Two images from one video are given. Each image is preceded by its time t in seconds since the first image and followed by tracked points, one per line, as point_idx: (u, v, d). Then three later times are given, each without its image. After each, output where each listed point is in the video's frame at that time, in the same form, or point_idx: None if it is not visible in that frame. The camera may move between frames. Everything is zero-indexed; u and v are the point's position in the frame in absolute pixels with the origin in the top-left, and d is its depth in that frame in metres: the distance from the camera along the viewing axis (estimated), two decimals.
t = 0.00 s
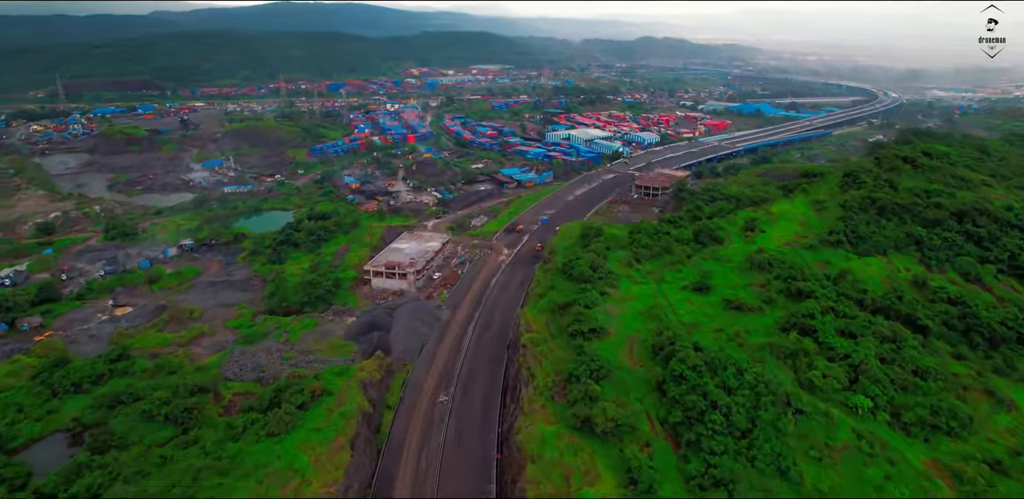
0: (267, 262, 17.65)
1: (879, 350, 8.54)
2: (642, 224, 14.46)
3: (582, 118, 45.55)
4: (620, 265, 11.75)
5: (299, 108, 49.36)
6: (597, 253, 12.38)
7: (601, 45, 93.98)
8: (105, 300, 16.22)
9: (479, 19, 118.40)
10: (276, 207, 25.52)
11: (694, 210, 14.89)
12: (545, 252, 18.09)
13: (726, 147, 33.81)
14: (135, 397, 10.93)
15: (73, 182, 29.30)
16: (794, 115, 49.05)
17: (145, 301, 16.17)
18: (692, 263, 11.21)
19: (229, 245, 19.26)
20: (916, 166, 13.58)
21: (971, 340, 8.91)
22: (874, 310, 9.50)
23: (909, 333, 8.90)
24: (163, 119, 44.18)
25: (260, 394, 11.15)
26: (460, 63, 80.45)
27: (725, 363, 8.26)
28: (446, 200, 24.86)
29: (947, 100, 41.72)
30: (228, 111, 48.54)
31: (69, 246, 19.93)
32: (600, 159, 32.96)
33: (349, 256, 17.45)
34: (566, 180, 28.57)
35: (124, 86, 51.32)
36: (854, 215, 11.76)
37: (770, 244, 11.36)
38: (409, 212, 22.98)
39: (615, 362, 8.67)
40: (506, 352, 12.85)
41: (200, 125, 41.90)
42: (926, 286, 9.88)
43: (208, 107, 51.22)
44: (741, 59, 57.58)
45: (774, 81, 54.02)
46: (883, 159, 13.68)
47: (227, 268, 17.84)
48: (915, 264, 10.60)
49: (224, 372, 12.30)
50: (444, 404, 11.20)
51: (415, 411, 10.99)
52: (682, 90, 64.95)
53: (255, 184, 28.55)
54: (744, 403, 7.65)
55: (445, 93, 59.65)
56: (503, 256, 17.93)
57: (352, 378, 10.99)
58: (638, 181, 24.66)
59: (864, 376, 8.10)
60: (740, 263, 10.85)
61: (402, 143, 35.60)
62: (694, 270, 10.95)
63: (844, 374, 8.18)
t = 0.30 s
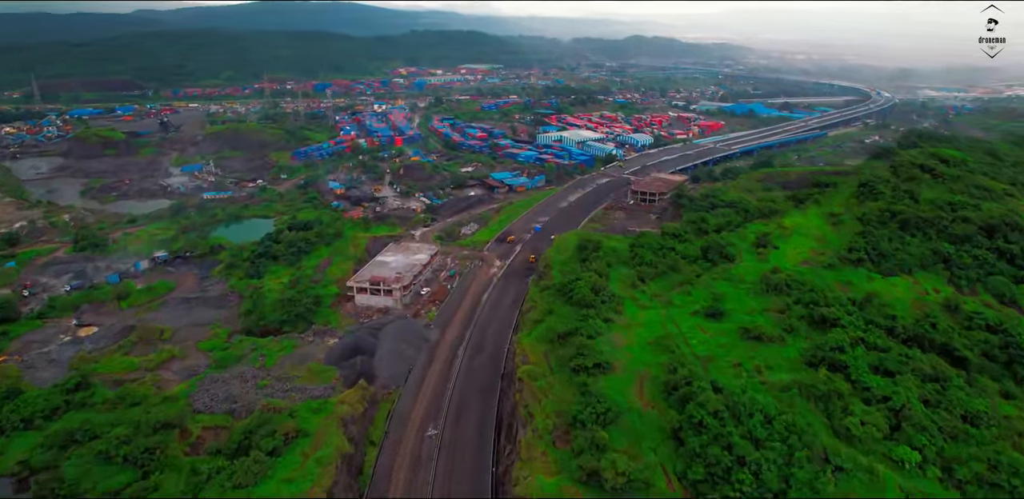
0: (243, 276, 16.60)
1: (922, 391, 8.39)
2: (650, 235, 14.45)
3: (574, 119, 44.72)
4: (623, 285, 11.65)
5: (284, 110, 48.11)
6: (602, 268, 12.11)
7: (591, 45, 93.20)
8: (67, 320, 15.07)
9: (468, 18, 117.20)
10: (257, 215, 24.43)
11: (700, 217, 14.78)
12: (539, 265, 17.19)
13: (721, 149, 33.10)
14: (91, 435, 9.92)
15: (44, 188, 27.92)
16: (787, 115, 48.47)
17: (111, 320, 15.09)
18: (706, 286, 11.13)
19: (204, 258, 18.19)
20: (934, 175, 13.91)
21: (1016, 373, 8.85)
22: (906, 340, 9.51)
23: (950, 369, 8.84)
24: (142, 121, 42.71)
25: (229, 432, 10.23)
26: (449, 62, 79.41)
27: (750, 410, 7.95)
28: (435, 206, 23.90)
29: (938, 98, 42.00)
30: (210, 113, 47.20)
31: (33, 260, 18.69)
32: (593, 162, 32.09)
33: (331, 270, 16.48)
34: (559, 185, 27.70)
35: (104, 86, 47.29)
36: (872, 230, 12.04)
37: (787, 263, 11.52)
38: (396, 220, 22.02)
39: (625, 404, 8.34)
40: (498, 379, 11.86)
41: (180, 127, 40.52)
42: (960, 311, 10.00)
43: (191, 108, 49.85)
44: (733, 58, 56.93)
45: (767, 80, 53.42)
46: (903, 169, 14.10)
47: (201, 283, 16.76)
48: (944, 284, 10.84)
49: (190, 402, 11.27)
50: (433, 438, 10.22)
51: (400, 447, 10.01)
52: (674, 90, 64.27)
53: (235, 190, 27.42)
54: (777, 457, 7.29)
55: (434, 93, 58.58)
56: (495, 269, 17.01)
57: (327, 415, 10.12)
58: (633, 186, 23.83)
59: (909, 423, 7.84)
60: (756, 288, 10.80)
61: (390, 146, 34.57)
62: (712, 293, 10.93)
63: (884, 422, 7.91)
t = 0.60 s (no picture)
0: (218, 292, 15.53)
1: (980, 444, 8.21)
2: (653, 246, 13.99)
3: (564, 119, 43.89)
4: (626, 308, 11.20)
5: (266, 111, 46.89)
6: (607, 291, 11.62)
7: (579, 44, 92.47)
8: (23, 345, 13.92)
9: (454, 16, 115.99)
10: (237, 224, 23.34)
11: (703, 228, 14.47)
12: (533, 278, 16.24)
13: (716, 151, 32.39)
14: (38, 483, 8.94)
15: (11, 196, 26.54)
16: (779, 116, 47.88)
17: (73, 343, 13.99)
18: (719, 312, 10.80)
19: (177, 272, 17.08)
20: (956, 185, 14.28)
21: None
22: (948, 376, 9.43)
23: (1009, 417, 8.74)
24: (119, 123, 41.24)
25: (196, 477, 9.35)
26: (436, 62, 78.37)
27: (786, 470, 7.31)
28: (423, 213, 22.93)
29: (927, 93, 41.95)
30: (191, 115, 45.87)
31: None
32: (585, 165, 31.23)
33: (313, 286, 15.50)
34: (551, 190, 26.84)
35: (78, 85, 43.88)
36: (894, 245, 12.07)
37: (805, 282, 11.32)
38: (381, 230, 21.06)
39: (638, 454, 7.75)
40: (491, 409, 10.93)
41: (159, 130, 39.14)
42: (1002, 342, 10.08)
43: (171, 110, 48.44)
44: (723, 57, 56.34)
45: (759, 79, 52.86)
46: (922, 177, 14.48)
47: (172, 300, 15.67)
48: (981, 308, 11.07)
49: (153, 440, 10.27)
50: (422, 479, 9.32)
51: (386, 489, 9.12)
52: (663, 90, 63.65)
53: (214, 197, 26.29)
54: None
55: (421, 94, 57.53)
56: (486, 283, 16.10)
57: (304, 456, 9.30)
58: (628, 191, 22.97)
59: (968, 483, 7.49)
60: (774, 314, 10.50)
61: (375, 149, 33.54)
62: (730, 316, 10.64)
63: (940, 480, 7.54)
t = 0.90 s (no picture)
0: (189, 311, 14.46)
1: None
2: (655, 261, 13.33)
3: (554, 121, 43.05)
4: (634, 343, 10.54)
5: (249, 113, 45.66)
6: (615, 319, 11.03)
7: (568, 43, 91.71)
8: None
9: (442, 15, 114.85)
10: (215, 234, 22.23)
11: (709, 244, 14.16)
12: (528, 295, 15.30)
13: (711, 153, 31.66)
14: None
15: None
16: (772, 116, 47.27)
17: (30, 370, 12.88)
18: (737, 346, 10.32)
19: (147, 289, 15.97)
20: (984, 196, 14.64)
21: None
22: (1000, 421, 8.98)
23: None
24: (96, 125, 39.80)
25: None
26: (424, 61, 77.33)
27: None
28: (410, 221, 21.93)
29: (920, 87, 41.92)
30: (171, 117, 44.52)
31: None
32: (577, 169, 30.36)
33: (292, 304, 14.48)
34: (543, 195, 25.96)
35: (62, 88, 42.62)
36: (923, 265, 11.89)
37: (829, 308, 11.24)
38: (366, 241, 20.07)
39: None
40: (484, 445, 10.01)
41: (137, 133, 37.77)
42: None
43: (150, 111, 47.10)
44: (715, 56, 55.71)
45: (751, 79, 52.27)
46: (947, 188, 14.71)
47: (140, 321, 14.58)
48: None
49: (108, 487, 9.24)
50: None
51: None
52: (654, 90, 62.99)
53: (192, 204, 25.14)
54: None
55: (408, 94, 56.46)
56: (478, 299, 15.19)
57: None
58: (624, 198, 22.08)
59: None
60: (796, 346, 10.26)
61: (361, 152, 32.54)
62: (752, 346, 10.32)
63: None
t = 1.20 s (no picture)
0: (163, 332, 13.41)
1: None
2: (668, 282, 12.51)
3: (548, 122, 42.14)
4: (648, 380, 9.72)
5: (236, 114, 44.44)
6: (629, 354, 10.23)
7: (561, 41, 90.82)
8: None
9: (433, 14, 113.67)
10: (196, 244, 21.14)
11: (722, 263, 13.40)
12: (526, 312, 14.35)
13: (710, 157, 30.89)
14: None
15: None
16: (770, 116, 46.52)
17: None
18: (763, 384, 9.55)
19: (118, 309, 14.89)
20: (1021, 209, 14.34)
21: None
22: None
23: None
24: (76, 127, 38.38)
25: None
26: (415, 61, 76.29)
27: None
28: (400, 230, 20.96)
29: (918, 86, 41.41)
30: (155, 118, 43.23)
31: None
32: (574, 172, 29.43)
33: (273, 325, 13.50)
34: (539, 201, 25.05)
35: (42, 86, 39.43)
36: (968, 292, 11.61)
37: (866, 340, 10.62)
38: (355, 253, 19.13)
39: None
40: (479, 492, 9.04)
41: (118, 135, 36.46)
42: None
43: (134, 112, 45.79)
44: (710, 54, 54.94)
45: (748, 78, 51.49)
46: (980, 204, 14.33)
47: (109, 344, 13.51)
48: None
49: None
50: None
51: None
52: (648, 89, 62.21)
53: (173, 211, 24.01)
54: None
55: (399, 95, 55.39)
56: (474, 316, 14.26)
57: None
58: (625, 204, 21.19)
59: None
60: (832, 387, 9.50)
61: (350, 156, 31.51)
62: (780, 383, 9.56)
63: None
